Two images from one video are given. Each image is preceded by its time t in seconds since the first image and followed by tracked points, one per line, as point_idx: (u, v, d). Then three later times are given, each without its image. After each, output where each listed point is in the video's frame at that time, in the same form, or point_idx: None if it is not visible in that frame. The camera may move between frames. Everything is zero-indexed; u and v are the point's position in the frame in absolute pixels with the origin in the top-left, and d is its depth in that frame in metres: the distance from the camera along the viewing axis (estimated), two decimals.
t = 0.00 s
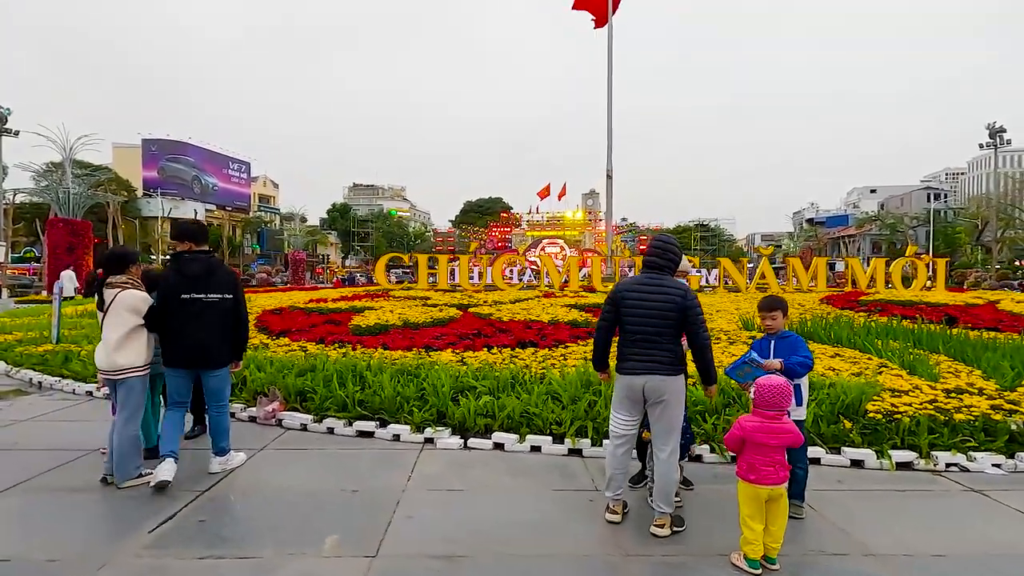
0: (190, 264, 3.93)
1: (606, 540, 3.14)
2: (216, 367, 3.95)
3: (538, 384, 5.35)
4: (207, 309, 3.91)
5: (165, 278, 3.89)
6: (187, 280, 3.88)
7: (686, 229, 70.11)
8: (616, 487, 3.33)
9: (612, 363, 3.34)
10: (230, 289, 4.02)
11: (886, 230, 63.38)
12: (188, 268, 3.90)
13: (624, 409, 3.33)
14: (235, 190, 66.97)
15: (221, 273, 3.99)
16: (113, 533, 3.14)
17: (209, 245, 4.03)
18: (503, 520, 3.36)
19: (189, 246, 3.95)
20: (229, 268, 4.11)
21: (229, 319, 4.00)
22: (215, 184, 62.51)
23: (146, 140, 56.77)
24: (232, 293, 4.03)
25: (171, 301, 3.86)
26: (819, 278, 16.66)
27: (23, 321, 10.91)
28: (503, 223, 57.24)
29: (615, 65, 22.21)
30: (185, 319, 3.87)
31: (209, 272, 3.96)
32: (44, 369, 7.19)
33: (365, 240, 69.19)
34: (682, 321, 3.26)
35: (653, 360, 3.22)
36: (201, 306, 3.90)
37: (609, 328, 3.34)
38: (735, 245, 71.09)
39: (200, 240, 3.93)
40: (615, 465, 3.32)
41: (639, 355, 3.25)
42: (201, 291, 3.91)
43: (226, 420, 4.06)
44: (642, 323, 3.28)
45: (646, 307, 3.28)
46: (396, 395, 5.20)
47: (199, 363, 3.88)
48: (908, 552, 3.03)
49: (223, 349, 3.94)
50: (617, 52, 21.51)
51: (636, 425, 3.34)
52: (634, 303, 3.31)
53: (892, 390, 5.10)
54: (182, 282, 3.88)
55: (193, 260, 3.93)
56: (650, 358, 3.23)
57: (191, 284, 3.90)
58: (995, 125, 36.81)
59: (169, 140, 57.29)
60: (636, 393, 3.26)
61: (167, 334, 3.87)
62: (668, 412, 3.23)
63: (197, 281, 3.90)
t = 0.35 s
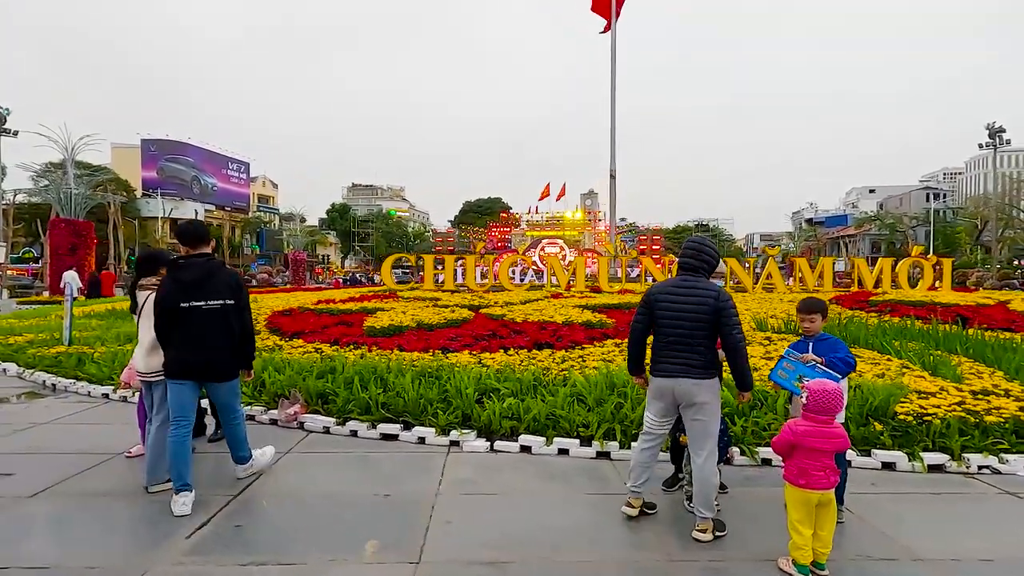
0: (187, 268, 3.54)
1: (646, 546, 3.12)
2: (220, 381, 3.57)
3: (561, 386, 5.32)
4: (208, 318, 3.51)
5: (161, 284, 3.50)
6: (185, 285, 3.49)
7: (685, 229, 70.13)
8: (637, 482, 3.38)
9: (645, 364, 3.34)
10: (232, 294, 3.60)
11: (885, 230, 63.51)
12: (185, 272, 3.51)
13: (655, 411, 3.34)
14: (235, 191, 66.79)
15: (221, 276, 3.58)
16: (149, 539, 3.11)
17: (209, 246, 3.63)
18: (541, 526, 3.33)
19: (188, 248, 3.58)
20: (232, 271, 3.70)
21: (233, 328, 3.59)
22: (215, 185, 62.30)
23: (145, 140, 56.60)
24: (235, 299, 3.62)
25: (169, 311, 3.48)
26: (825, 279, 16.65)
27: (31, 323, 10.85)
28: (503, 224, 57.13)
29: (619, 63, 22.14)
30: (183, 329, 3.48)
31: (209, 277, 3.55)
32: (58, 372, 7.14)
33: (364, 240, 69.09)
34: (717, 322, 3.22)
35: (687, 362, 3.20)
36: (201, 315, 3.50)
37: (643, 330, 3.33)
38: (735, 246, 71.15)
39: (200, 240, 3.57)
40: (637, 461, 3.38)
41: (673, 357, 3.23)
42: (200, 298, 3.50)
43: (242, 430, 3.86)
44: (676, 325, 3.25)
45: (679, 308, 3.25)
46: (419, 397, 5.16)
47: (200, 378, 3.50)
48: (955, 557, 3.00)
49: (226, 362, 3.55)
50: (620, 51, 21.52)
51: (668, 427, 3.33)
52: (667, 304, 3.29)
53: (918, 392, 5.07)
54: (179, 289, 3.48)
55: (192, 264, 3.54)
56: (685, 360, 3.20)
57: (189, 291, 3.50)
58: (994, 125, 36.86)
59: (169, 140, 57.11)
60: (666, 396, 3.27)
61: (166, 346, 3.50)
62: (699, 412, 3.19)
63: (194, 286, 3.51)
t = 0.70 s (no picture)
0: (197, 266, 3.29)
1: (680, 552, 3.06)
2: (236, 387, 3.27)
3: (580, 388, 5.27)
4: (219, 319, 3.24)
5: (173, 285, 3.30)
6: (194, 285, 3.24)
7: (686, 230, 70.11)
8: (661, 491, 3.31)
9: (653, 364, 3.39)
10: (244, 292, 3.29)
11: (886, 230, 63.48)
12: (195, 270, 3.26)
13: (669, 408, 3.33)
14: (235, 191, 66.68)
15: (231, 272, 3.28)
16: (172, 546, 3.05)
17: (219, 239, 3.35)
18: (571, 532, 3.26)
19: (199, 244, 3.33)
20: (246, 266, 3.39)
21: (246, 329, 3.29)
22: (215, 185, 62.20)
23: (145, 140, 56.41)
24: (248, 297, 3.31)
25: (181, 313, 3.25)
26: (831, 279, 16.61)
27: (36, 323, 10.78)
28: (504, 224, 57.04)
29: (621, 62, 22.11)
30: (196, 331, 3.24)
31: (219, 274, 3.27)
32: (67, 374, 7.07)
33: (364, 241, 68.98)
34: (715, 319, 3.15)
35: (687, 360, 3.19)
36: (212, 317, 3.23)
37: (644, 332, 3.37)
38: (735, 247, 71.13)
39: (208, 235, 3.30)
40: (659, 469, 3.31)
41: (673, 356, 3.25)
42: (210, 298, 3.24)
43: (253, 448, 3.30)
44: (674, 325, 3.25)
45: (677, 307, 3.24)
46: (438, 399, 5.09)
47: (215, 383, 3.24)
48: (998, 562, 2.94)
49: (242, 366, 3.25)
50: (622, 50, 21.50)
51: (684, 424, 3.31)
52: (664, 305, 3.30)
53: (942, 393, 5.01)
54: (189, 289, 3.24)
55: (201, 261, 3.27)
56: (685, 359, 3.19)
57: (199, 290, 3.24)
58: (994, 125, 36.91)
59: (169, 140, 56.92)
60: (674, 397, 3.26)
61: (181, 349, 3.29)
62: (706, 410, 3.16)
63: (203, 285, 3.25)
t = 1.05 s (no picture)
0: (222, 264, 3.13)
1: (721, 563, 2.92)
2: (258, 393, 3.06)
3: (600, 390, 5.14)
4: (241, 320, 3.06)
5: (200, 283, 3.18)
6: (217, 284, 3.09)
7: (686, 230, 70.02)
8: (695, 499, 3.16)
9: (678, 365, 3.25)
10: (267, 292, 3.09)
11: (888, 230, 63.32)
12: (220, 268, 3.11)
13: (696, 411, 3.14)
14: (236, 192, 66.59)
15: (253, 271, 3.09)
16: (188, 556, 2.92)
17: (246, 236, 3.18)
18: (603, 541, 3.12)
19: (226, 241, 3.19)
20: (273, 264, 3.19)
21: (269, 331, 3.09)
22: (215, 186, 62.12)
23: (145, 140, 56.28)
24: (272, 297, 3.10)
25: (206, 313, 3.12)
26: (838, 279, 16.50)
27: (39, 324, 10.66)
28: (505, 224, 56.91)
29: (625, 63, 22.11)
30: (219, 332, 3.09)
31: (243, 272, 3.09)
32: (72, 375, 6.94)
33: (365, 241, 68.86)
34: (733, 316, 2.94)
35: (706, 359, 3.01)
36: (235, 317, 3.07)
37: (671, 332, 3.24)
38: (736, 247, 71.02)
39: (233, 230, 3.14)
40: (690, 476, 3.16)
41: (693, 354, 3.08)
42: (233, 298, 3.07)
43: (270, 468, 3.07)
44: (695, 324, 3.09)
45: (699, 303, 3.09)
46: (455, 401, 4.96)
47: (236, 388, 3.05)
48: None
49: (264, 370, 3.04)
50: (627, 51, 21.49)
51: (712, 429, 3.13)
52: (688, 303, 3.15)
53: (973, 395, 4.88)
54: (213, 288, 3.10)
55: (226, 259, 3.11)
56: (703, 359, 3.02)
57: (222, 289, 3.09)
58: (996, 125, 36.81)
59: (169, 140, 56.78)
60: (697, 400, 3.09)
61: (206, 351, 3.15)
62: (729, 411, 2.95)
63: (227, 283, 3.09)
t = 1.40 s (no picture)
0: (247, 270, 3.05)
1: None
2: (278, 408, 2.96)
3: (618, 397, 5.04)
4: (263, 330, 2.98)
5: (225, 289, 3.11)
6: (240, 291, 3.02)
7: (688, 231, 69.88)
8: (727, 513, 3.08)
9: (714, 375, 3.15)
10: (290, 302, 2.97)
11: (890, 231, 63.12)
12: (244, 275, 3.03)
13: (733, 424, 3.06)
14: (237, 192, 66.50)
15: (275, 279, 2.98)
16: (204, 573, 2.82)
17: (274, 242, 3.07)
18: (632, 556, 3.02)
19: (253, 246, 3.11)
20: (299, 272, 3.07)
21: (291, 343, 2.98)
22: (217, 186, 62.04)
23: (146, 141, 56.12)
24: (294, 308, 2.98)
25: (230, 320, 3.05)
26: (845, 281, 16.37)
27: (42, 327, 10.55)
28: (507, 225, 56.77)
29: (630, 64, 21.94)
30: (241, 341, 3.01)
31: (267, 280, 2.99)
32: (78, 380, 6.83)
33: (366, 242, 68.73)
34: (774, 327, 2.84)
35: (745, 370, 2.92)
36: (256, 326, 2.98)
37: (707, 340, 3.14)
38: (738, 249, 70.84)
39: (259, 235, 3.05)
40: (724, 490, 3.07)
41: (731, 366, 2.99)
42: (256, 306, 2.99)
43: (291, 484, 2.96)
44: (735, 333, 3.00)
45: (734, 312, 3.00)
46: (470, 408, 4.86)
47: (255, 401, 2.96)
48: None
49: (283, 384, 2.93)
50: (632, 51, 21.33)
51: (749, 443, 3.04)
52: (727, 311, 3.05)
53: (999, 403, 4.77)
54: (237, 294, 3.03)
55: (251, 266, 3.03)
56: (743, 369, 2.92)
57: (246, 297, 3.01)
58: (1000, 126, 36.64)
59: (168, 141, 56.53)
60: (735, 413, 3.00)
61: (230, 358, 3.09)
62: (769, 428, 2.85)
63: (250, 291, 3.00)
